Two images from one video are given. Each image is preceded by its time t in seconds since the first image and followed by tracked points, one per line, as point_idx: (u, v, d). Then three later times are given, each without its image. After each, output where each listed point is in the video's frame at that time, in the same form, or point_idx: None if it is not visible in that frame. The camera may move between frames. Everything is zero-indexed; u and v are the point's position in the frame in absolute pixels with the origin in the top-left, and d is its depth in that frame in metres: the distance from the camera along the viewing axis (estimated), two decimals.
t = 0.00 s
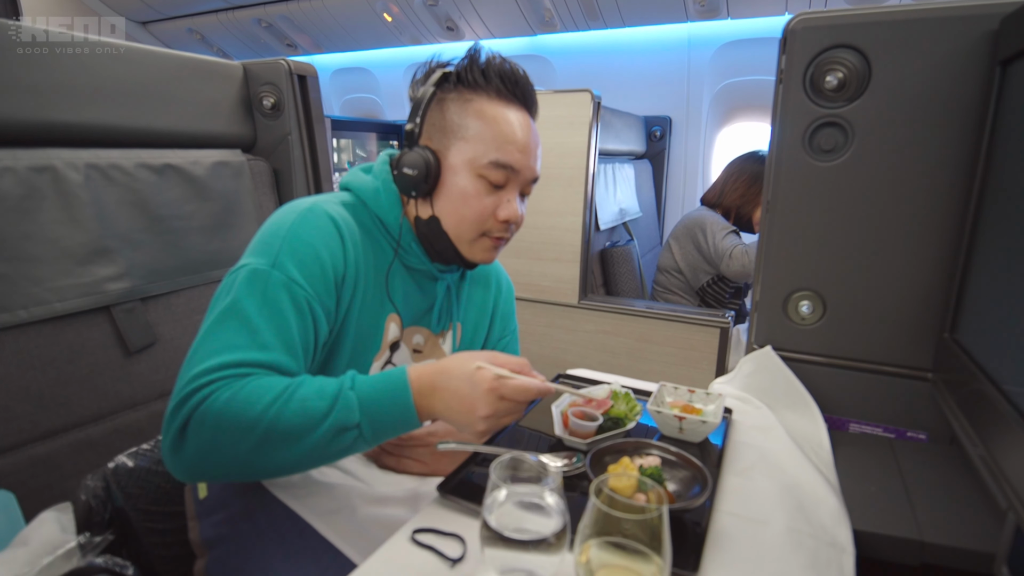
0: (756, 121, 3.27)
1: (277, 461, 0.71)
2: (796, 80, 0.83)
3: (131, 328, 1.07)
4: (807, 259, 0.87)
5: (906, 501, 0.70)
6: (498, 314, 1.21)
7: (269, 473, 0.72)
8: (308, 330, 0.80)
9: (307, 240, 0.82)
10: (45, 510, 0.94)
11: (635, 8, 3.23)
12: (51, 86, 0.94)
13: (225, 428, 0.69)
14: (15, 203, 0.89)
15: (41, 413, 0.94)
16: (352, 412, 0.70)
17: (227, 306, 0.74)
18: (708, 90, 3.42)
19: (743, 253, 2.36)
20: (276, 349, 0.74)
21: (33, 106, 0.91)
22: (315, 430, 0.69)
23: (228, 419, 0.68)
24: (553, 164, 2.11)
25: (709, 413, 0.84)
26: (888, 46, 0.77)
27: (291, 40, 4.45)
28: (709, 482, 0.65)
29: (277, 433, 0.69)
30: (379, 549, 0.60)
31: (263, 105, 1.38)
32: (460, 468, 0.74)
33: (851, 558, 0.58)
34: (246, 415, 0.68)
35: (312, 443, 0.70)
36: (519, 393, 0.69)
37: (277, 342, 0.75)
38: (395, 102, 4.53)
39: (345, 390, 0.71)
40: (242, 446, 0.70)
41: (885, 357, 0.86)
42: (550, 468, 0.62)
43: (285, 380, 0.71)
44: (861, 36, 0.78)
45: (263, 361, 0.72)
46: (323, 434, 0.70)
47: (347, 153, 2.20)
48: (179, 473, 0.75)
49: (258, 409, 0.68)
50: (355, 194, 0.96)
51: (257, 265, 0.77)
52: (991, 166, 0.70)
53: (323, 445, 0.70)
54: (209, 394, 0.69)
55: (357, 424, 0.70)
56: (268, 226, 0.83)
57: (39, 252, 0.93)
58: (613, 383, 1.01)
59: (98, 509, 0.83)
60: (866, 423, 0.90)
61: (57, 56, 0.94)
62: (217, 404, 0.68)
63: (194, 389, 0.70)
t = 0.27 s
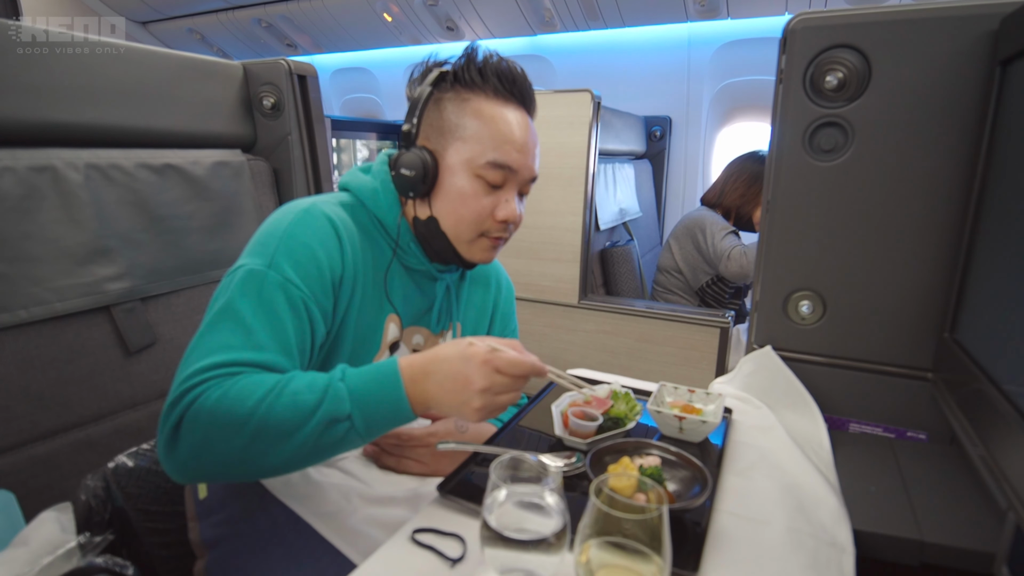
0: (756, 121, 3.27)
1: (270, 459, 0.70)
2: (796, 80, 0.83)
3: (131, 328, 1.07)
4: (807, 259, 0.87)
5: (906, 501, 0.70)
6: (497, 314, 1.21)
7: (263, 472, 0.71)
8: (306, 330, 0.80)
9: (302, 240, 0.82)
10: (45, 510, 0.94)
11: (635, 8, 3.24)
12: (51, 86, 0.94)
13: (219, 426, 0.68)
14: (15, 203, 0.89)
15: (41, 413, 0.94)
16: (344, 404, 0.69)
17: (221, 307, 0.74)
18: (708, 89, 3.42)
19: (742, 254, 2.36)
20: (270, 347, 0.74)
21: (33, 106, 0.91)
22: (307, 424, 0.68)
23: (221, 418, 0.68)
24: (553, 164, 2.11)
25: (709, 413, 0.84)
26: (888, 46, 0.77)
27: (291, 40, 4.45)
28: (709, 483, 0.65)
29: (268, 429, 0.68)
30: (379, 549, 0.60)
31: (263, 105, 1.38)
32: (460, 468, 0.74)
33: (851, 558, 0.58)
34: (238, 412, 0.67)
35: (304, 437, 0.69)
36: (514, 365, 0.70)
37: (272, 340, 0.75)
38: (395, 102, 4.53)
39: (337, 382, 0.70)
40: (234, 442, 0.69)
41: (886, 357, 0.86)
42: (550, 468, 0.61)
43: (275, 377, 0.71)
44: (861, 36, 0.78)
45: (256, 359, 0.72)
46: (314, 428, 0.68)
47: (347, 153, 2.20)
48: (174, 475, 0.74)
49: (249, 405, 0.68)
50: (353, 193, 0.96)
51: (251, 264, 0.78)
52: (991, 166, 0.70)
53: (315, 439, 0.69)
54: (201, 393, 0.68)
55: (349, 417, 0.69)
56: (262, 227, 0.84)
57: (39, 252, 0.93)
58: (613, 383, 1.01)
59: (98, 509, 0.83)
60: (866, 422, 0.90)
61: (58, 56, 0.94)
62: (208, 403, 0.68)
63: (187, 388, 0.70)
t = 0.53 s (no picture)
0: (756, 121, 3.27)
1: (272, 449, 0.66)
2: (796, 80, 0.83)
3: (131, 328, 1.07)
4: (807, 259, 0.87)
5: (906, 501, 0.70)
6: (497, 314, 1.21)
7: (264, 465, 0.67)
8: (311, 322, 0.80)
9: (303, 234, 0.82)
10: (45, 510, 0.94)
11: (635, 8, 3.24)
12: (51, 87, 0.94)
13: (219, 413, 0.66)
14: (15, 202, 0.89)
15: (41, 413, 0.94)
16: (351, 371, 0.65)
17: (227, 296, 0.73)
18: (708, 89, 3.42)
19: (740, 255, 2.37)
20: (276, 333, 0.73)
21: (33, 106, 0.91)
22: (313, 395, 0.64)
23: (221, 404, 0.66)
24: (553, 163, 2.11)
25: (710, 413, 0.84)
26: (887, 45, 0.77)
27: (291, 40, 4.45)
28: (709, 483, 0.65)
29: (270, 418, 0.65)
30: (379, 548, 0.60)
31: (263, 105, 1.38)
32: (460, 468, 0.74)
33: (851, 558, 0.58)
34: (238, 397, 0.65)
35: (309, 410, 0.64)
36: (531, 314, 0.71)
37: (276, 325, 0.73)
38: (395, 101, 4.53)
39: (345, 353, 0.67)
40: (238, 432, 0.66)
41: (886, 357, 0.86)
42: (550, 468, 0.61)
43: (276, 359, 0.67)
44: (861, 35, 0.78)
45: (261, 343, 0.70)
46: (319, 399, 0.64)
47: (347, 153, 2.20)
48: (184, 475, 0.72)
49: (253, 381, 0.65)
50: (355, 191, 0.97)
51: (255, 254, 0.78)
52: (991, 166, 0.70)
53: (321, 412, 0.64)
54: (207, 380, 0.66)
55: (355, 385, 0.64)
56: (265, 225, 0.84)
57: (39, 252, 0.93)
58: (613, 383, 1.01)
59: (98, 509, 0.83)
60: (865, 422, 0.90)
61: (57, 56, 0.94)
62: (210, 389, 0.66)
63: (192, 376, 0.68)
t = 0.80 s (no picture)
0: (756, 117, 3.27)
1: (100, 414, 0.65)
2: (796, 76, 0.83)
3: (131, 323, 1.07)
4: (807, 256, 0.87)
5: (906, 496, 0.70)
6: (499, 310, 1.18)
7: (123, 431, 0.65)
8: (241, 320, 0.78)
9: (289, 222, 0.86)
10: (45, 504, 0.94)
11: (635, 4, 3.23)
12: (51, 81, 0.93)
13: (80, 379, 0.65)
14: (15, 198, 0.88)
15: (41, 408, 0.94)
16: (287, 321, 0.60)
17: (106, 322, 0.67)
18: (708, 85, 3.42)
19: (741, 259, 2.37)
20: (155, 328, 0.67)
21: (33, 101, 0.91)
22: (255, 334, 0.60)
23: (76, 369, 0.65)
24: (554, 159, 2.11)
25: (710, 408, 0.83)
26: (888, 41, 0.77)
27: (291, 36, 4.44)
28: (709, 478, 0.65)
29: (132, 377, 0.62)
30: (380, 543, 0.60)
31: (263, 100, 1.37)
32: (460, 464, 0.74)
33: (851, 554, 0.58)
34: (115, 359, 0.63)
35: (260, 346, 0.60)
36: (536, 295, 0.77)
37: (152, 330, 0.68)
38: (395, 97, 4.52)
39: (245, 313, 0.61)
40: (197, 391, 0.64)
41: (885, 354, 0.86)
42: (550, 463, 0.61)
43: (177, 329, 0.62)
44: (863, 31, 0.77)
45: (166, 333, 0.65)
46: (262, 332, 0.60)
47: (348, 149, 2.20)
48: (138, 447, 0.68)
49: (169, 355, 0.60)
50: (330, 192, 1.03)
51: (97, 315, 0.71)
52: (992, 163, 0.70)
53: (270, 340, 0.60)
54: (115, 341, 0.64)
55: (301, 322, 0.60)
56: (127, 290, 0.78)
57: (40, 247, 0.92)
58: (613, 378, 1.01)
59: (98, 504, 0.83)
60: (865, 418, 0.90)
61: (57, 55, 0.93)
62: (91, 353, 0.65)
63: (72, 343, 0.66)
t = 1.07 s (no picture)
0: (756, 117, 3.27)
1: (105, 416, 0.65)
2: (796, 77, 0.83)
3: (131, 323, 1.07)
4: (808, 256, 0.87)
5: (906, 496, 0.70)
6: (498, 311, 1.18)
7: (124, 432, 0.65)
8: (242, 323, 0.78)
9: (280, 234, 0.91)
10: (45, 504, 0.94)
11: (635, 4, 3.23)
12: (51, 81, 0.93)
13: (81, 381, 0.65)
14: (15, 198, 0.88)
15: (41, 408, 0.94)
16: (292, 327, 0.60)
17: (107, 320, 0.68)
18: (708, 85, 3.42)
19: (742, 260, 2.38)
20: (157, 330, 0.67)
21: (33, 101, 0.91)
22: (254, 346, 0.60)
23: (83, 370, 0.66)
24: (554, 159, 2.11)
25: (709, 409, 0.83)
26: (888, 41, 0.77)
27: (291, 36, 4.44)
28: (709, 479, 0.65)
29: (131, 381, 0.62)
30: (380, 543, 0.60)
31: (263, 100, 1.37)
32: (460, 464, 0.74)
33: (851, 554, 0.58)
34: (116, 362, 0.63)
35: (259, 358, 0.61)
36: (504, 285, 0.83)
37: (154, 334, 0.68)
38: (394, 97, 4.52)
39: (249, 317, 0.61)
40: (196, 393, 0.64)
41: (885, 353, 0.86)
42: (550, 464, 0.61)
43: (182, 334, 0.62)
44: (863, 31, 0.77)
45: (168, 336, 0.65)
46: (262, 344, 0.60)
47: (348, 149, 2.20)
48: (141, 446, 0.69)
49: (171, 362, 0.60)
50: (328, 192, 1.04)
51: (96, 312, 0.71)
52: (992, 163, 0.70)
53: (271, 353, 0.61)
54: (115, 342, 0.64)
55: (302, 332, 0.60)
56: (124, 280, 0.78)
57: (40, 247, 0.92)
58: (613, 379, 1.01)
59: (98, 504, 0.84)
60: (865, 418, 0.90)
61: (58, 55, 0.93)
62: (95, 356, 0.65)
63: (71, 345, 0.66)
